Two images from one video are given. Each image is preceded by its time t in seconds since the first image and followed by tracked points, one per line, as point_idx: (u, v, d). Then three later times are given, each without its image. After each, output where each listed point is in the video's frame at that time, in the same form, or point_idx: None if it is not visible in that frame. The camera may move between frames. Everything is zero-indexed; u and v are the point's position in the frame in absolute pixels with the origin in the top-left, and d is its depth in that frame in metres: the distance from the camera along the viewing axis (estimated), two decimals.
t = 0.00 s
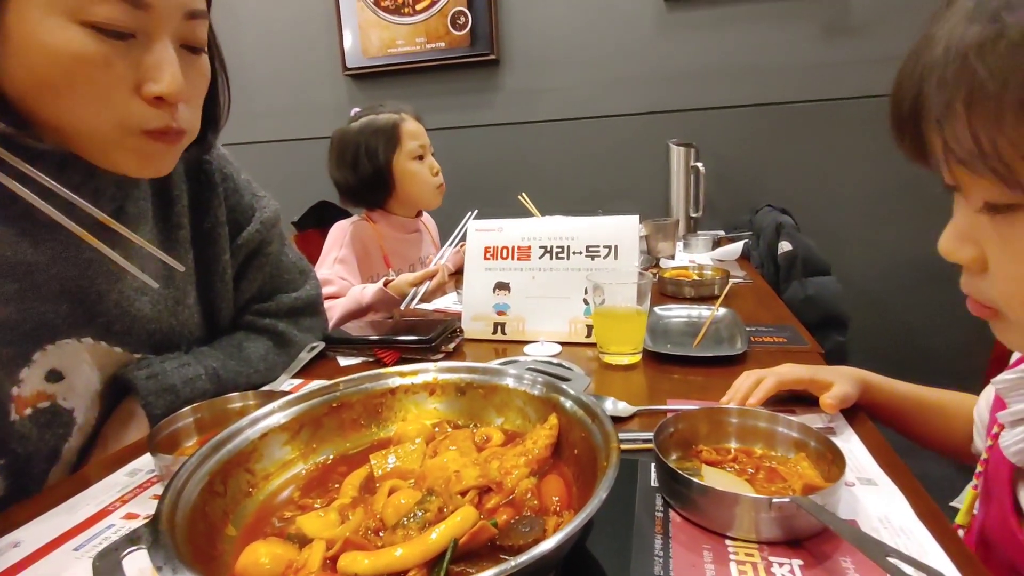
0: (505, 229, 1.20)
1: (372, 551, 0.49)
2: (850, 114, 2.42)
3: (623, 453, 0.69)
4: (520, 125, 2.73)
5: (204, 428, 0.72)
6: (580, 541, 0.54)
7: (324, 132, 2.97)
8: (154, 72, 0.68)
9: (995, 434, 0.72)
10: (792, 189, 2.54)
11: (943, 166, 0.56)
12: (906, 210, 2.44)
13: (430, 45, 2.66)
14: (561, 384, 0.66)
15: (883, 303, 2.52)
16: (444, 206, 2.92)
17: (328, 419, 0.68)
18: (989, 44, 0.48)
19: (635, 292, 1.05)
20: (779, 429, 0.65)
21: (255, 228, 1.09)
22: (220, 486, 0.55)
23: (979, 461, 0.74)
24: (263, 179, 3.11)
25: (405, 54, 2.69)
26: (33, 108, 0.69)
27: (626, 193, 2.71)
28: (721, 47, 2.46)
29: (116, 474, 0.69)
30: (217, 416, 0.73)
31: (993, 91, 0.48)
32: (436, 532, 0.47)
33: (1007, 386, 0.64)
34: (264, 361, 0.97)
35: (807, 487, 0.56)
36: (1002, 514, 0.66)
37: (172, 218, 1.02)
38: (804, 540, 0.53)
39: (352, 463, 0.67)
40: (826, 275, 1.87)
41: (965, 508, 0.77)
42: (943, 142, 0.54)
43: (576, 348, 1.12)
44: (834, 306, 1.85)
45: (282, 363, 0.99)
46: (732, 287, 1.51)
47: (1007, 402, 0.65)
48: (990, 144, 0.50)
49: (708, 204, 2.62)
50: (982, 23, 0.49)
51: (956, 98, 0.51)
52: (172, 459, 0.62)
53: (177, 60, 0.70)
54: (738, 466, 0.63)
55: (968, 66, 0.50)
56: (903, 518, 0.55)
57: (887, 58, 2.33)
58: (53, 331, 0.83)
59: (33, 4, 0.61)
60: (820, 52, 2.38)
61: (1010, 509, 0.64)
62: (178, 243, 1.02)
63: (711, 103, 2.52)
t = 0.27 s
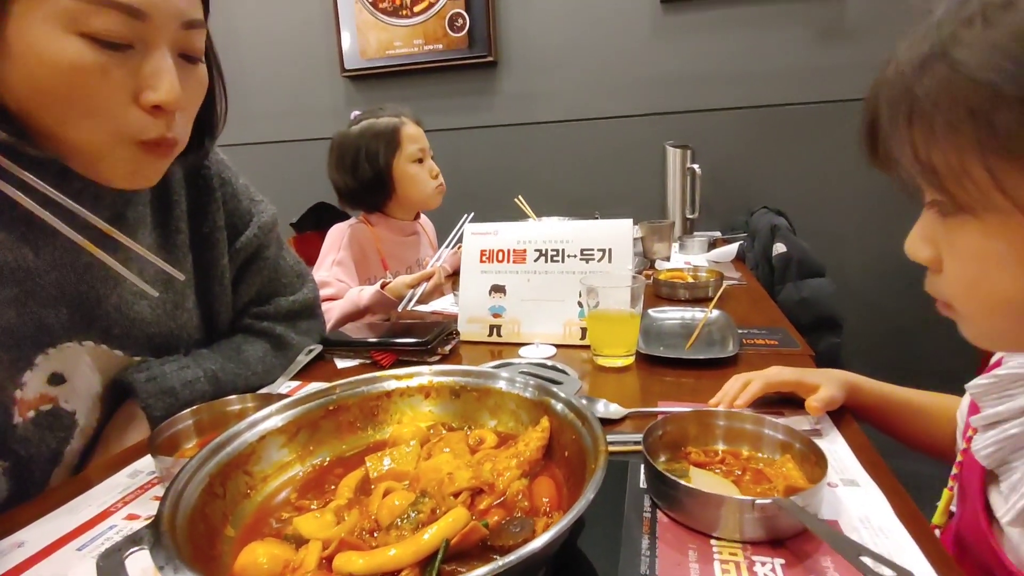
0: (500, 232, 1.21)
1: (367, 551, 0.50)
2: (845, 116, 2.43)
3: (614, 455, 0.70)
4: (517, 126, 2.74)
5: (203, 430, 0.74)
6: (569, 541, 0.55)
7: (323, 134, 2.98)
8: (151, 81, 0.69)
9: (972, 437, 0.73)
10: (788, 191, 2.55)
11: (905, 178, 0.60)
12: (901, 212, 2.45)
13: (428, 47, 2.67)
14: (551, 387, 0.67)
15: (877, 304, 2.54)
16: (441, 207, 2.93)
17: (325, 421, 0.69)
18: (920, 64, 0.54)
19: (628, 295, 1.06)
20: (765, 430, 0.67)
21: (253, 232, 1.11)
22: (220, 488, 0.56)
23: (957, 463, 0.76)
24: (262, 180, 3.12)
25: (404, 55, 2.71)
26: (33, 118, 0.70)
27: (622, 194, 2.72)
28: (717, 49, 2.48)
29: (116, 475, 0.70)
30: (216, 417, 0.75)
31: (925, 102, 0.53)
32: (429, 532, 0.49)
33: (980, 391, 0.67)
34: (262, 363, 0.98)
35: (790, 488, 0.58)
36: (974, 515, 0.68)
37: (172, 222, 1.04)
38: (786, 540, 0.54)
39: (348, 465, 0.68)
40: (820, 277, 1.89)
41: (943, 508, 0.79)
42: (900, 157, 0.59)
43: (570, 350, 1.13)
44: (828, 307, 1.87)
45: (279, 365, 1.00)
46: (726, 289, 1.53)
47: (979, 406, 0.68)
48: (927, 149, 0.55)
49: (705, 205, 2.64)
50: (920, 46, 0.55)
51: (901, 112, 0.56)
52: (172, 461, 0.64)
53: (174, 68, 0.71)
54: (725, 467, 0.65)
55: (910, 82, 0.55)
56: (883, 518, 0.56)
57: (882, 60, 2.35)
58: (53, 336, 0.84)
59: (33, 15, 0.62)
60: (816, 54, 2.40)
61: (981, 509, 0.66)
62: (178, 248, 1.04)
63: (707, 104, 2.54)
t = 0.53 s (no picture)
0: (497, 241, 1.24)
1: (361, 553, 0.53)
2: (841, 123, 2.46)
3: (602, 461, 0.73)
4: (517, 132, 2.77)
5: (208, 435, 0.76)
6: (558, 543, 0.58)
7: (324, 139, 3.01)
8: (158, 99, 0.72)
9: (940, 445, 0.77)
10: (784, 197, 2.58)
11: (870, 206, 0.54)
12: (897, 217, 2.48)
13: (429, 54, 2.70)
14: (541, 396, 0.70)
15: (872, 309, 2.56)
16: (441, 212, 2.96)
17: (324, 428, 0.72)
18: (891, 83, 0.47)
19: (622, 303, 1.09)
20: (746, 436, 0.69)
21: (256, 241, 1.14)
22: (223, 492, 0.59)
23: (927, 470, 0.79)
24: (264, 185, 3.15)
25: (404, 62, 2.74)
26: (45, 138, 0.73)
27: (620, 200, 2.75)
28: (714, 56, 2.50)
29: (124, 479, 0.73)
30: (219, 424, 0.78)
31: (895, 132, 0.47)
32: (421, 536, 0.51)
33: (949, 401, 0.70)
34: (264, 370, 1.01)
35: (767, 495, 0.60)
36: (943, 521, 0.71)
37: (177, 233, 1.07)
38: (763, 543, 0.57)
39: (346, 470, 0.71)
40: (815, 283, 1.91)
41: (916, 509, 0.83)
42: (864, 181, 0.52)
43: (565, 357, 1.16)
44: (822, 313, 1.89)
45: (281, 372, 1.03)
46: (720, 295, 1.55)
47: (947, 416, 0.72)
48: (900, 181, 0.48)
49: (702, 211, 2.66)
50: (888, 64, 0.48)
51: (868, 138, 0.50)
52: (177, 466, 0.67)
53: (180, 87, 0.74)
54: (708, 473, 0.67)
55: (873, 104, 0.49)
56: (856, 522, 0.59)
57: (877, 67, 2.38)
58: (62, 345, 0.87)
59: (44, 40, 0.65)
60: (812, 61, 2.43)
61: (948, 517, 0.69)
62: (183, 258, 1.07)
63: (704, 111, 2.57)
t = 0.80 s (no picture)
0: (497, 247, 1.28)
1: (362, 545, 0.57)
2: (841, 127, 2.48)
3: (592, 461, 0.76)
4: (520, 137, 2.81)
5: (219, 435, 0.81)
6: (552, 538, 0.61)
7: (331, 145, 3.06)
8: (174, 119, 0.76)
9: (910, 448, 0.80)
10: (785, 200, 2.60)
11: (838, 222, 0.60)
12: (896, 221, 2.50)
13: (433, 60, 2.74)
14: (533, 399, 0.74)
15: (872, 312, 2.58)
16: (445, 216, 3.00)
17: (329, 428, 0.76)
18: (853, 112, 0.53)
19: (617, 308, 1.12)
20: (728, 438, 0.73)
21: (264, 249, 1.19)
22: (234, 489, 0.63)
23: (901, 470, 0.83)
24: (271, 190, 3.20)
25: (409, 68, 2.78)
26: (71, 157, 0.77)
27: (622, 204, 2.78)
28: (715, 61, 2.53)
29: (140, 477, 0.77)
30: (230, 424, 0.82)
31: (856, 156, 0.53)
32: (418, 530, 0.55)
33: (921, 404, 0.74)
34: (273, 372, 1.05)
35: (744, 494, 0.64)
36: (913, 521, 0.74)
37: (190, 240, 1.11)
38: (740, 538, 0.60)
39: (349, 469, 0.75)
40: (812, 286, 1.94)
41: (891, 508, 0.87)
42: (832, 200, 0.59)
43: (563, 360, 1.19)
44: (820, 316, 1.92)
45: (289, 373, 1.07)
46: (717, 299, 1.59)
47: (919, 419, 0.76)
48: (864, 200, 0.54)
49: (703, 215, 2.69)
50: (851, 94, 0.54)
51: (834, 160, 0.56)
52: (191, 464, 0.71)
53: (195, 107, 0.78)
54: (693, 473, 0.71)
55: (834, 129, 0.55)
56: (830, 519, 0.62)
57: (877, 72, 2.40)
58: (84, 348, 0.91)
59: (70, 66, 0.70)
60: (812, 66, 2.45)
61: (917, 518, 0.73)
62: (195, 266, 1.11)
63: (705, 115, 2.59)
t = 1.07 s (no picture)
0: (506, 247, 1.30)
1: (379, 531, 0.60)
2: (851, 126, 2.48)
3: (598, 455, 0.78)
4: (529, 136, 2.83)
5: (238, 429, 0.84)
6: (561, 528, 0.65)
7: (342, 145, 3.10)
8: (194, 124, 0.79)
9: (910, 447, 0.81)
10: (794, 199, 2.60)
11: (833, 223, 0.64)
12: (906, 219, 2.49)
13: (443, 61, 2.77)
14: (542, 394, 0.76)
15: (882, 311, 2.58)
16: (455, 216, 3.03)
17: (345, 422, 0.79)
18: (848, 119, 0.57)
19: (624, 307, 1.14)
20: (733, 433, 0.74)
21: (280, 249, 1.23)
22: (255, 479, 0.66)
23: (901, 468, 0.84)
24: (284, 190, 3.25)
25: (419, 69, 2.81)
26: (99, 161, 0.81)
27: (631, 203, 2.80)
28: (724, 60, 2.54)
29: (164, 468, 0.80)
30: (249, 418, 0.85)
31: (850, 161, 0.57)
32: (432, 518, 0.58)
33: (922, 400, 0.76)
34: (289, 368, 1.09)
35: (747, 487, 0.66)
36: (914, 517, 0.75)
37: (209, 239, 1.15)
38: (743, 529, 0.62)
39: (364, 460, 0.78)
40: (821, 285, 1.94)
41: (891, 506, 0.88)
42: (829, 203, 0.63)
43: (571, 357, 1.21)
44: (828, 314, 1.93)
45: (305, 370, 1.10)
46: (724, 298, 1.60)
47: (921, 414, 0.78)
48: (857, 203, 0.58)
49: (712, 214, 2.70)
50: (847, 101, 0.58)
51: (831, 164, 0.60)
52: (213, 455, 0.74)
53: (214, 112, 0.81)
54: (698, 467, 0.73)
55: (832, 135, 0.59)
56: (831, 511, 0.64)
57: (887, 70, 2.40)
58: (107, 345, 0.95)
59: (98, 74, 0.74)
60: (821, 64, 2.45)
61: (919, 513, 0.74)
62: (214, 266, 1.15)
63: (713, 114, 2.60)
